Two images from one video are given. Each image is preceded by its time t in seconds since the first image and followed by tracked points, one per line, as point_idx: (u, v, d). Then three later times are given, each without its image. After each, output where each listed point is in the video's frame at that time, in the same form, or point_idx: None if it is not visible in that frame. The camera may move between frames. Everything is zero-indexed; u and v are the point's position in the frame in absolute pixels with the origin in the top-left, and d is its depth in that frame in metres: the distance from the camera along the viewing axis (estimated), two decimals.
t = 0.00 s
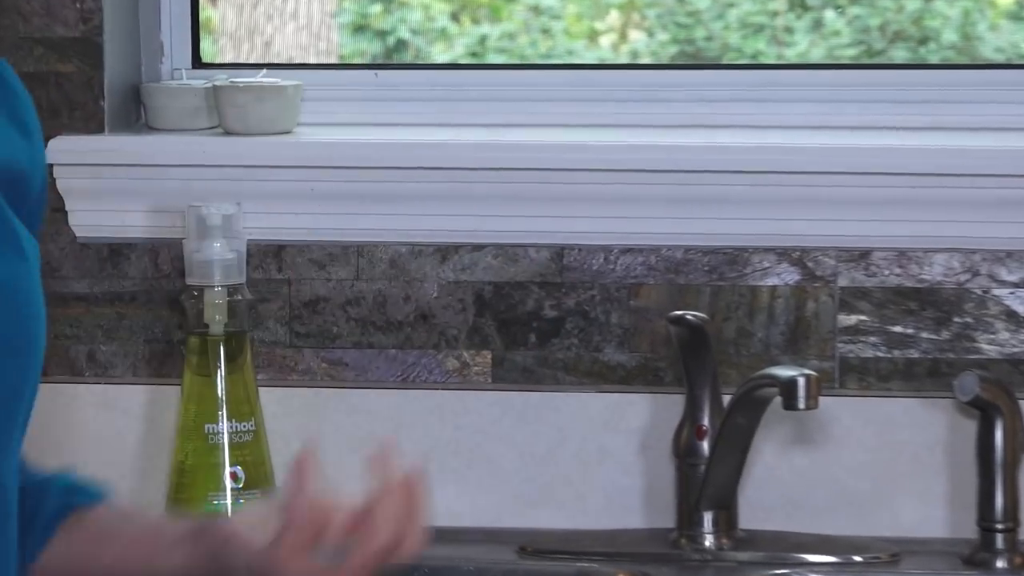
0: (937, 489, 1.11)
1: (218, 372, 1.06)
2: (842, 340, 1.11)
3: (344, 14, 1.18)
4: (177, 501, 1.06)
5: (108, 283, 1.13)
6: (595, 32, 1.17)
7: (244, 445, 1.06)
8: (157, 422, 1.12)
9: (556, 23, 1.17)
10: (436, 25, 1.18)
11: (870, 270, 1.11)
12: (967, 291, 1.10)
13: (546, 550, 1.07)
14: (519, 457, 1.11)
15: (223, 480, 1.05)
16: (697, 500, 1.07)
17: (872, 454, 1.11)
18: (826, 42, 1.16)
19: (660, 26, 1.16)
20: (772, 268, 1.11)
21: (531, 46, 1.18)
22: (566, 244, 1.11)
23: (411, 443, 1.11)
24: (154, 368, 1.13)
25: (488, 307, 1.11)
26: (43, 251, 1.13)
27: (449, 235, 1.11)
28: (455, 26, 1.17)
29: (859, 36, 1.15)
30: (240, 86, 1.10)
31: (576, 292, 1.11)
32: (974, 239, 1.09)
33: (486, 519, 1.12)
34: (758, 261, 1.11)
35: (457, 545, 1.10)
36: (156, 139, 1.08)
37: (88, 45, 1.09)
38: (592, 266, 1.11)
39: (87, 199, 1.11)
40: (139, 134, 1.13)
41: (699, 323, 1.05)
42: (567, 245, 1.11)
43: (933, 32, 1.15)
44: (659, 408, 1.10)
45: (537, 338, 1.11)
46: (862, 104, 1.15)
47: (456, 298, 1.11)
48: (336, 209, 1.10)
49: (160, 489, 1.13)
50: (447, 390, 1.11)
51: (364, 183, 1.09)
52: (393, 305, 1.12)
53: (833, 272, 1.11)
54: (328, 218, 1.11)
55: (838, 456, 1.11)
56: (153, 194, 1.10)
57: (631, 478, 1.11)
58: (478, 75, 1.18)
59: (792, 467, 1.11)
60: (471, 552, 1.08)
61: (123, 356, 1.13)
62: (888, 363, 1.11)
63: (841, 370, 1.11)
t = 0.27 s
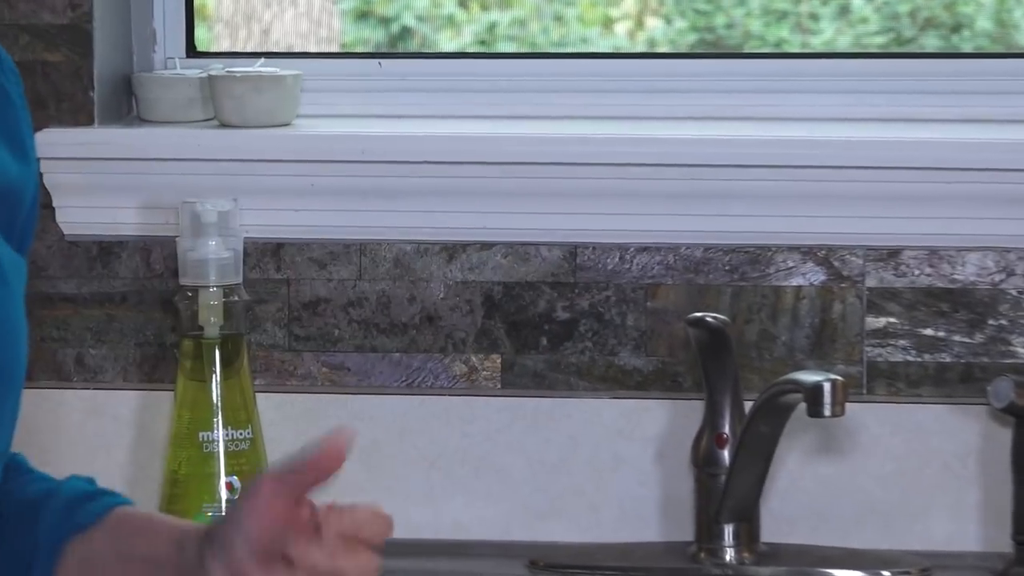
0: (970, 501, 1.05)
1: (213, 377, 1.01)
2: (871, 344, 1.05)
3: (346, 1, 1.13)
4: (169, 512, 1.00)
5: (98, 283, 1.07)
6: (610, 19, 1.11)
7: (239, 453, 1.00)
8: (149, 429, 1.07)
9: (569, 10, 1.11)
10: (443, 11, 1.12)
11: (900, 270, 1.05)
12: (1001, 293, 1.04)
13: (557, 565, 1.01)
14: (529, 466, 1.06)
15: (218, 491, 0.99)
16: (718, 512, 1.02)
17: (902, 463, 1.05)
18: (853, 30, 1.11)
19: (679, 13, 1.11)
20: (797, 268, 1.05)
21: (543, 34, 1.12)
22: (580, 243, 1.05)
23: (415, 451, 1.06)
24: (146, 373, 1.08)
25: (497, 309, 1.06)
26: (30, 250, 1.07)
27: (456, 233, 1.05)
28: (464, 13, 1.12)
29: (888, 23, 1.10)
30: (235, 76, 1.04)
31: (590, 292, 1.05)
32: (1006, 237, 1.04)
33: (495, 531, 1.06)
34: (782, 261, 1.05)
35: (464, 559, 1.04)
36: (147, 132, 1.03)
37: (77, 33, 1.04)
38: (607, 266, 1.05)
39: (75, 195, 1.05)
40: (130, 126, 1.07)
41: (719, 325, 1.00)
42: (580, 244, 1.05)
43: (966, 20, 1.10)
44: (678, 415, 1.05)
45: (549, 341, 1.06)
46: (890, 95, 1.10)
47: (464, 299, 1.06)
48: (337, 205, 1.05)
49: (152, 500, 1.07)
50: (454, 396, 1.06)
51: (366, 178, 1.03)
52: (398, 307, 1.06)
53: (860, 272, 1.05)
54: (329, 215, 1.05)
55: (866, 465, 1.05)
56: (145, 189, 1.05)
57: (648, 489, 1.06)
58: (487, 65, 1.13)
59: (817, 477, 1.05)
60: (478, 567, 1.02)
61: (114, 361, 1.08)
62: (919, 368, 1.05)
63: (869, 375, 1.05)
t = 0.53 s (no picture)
0: (1006, 512, 1.00)
1: (209, 382, 0.95)
2: (901, 347, 1.00)
3: None
4: (163, 524, 0.95)
5: (87, 283, 1.02)
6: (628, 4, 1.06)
7: (237, 462, 0.95)
8: (140, 436, 1.01)
9: None
10: None
11: (931, 269, 1.00)
12: None
13: None
14: (542, 476, 1.00)
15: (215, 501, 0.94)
16: (740, 524, 0.96)
17: (934, 472, 0.99)
18: (882, 16, 1.06)
19: None
20: (823, 267, 1.00)
21: (557, 20, 1.07)
22: (595, 240, 1.00)
23: (422, 460, 1.01)
24: (138, 377, 1.03)
25: (508, 310, 1.01)
26: (15, 248, 1.02)
27: (463, 229, 1.00)
28: None
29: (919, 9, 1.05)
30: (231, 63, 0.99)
31: (606, 293, 1.00)
32: None
33: (506, 544, 1.01)
34: (808, 259, 1.00)
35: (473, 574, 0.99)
36: (139, 123, 0.98)
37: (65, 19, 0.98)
38: (623, 265, 1.00)
39: (62, 190, 1.00)
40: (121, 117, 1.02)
41: (740, 327, 0.94)
42: (595, 242, 1.00)
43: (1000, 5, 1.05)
44: (697, 422, 0.99)
45: (564, 344, 1.01)
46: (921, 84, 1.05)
47: (473, 300, 1.01)
48: (339, 201, 0.99)
49: (144, 511, 1.02)
50: (463, 402, 1.00)
51: (370, 173, 0.98)
52: (403, 308, 1.01)
53: (890, 271, 1.00)
54: (332, 211, 1.00)
55: (896, 475, 1.00)
56: (136, 184, 1.00)
57: (667, 499, 1.00)
58: (497, 53, 1.07)
59: (845, 488, 1.00)
60: None
61: (104, 363, 1.03)
62: (952, 372, 1.00)
63: (900, 381, 1.00)
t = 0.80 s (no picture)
0: None
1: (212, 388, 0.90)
2: (943, 351, 0.95)
3: None
4: (163, 538, 0.89)
5: (84, 284, 0.97)
6: None
7: (241, 473, 0.90)
8: (140, 445, 0.96)
9: None
10: None
11: (974, 269, 0.94)
12: None
13: None
14: (564, 488, 0.95)
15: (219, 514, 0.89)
16: (773, 538, 0.91)
17: (977, 483, 0.94)
18: (923, 4, 1.02)
19: None
20: (859, 267, 0.94)
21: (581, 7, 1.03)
22: (619, 239, 0.95)
23: (437, 470, 0.95)
24: (137, 383, 0.97)
25: (527, 312, 0.95)
26: (8, 247, 0.97)
27: (480, 229, 0.95)
28: None
29: None
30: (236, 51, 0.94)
31: (630, 294, 0.95)
32: None
33: (525, 559, 0.96)
34: (843, 259, 0.94)
35: None
36: (140, 115, 0.92)
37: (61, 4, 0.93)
38: (649, 265, 0.95)
39: (57, 185, 0.95)
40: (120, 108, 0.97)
41: (772, 329, 0.88)
42: (620, 241, 0.95)
43: None
44: (726, 430, 0.94)
45: (586, 348, 0.95)
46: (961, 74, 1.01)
47: (490, 301, 0.95)
48: (349, 197, 0.94)
49: (143, 524, 0.97)
50: (480, 409, 0.95)
51: (382, 167, 0.93)
52: (416, 310, 0.96)
53: (931, 272, 0.94)
54: (341, 209, 0.95)
55: (937, 486, 0.95)
56: (135, 178, 0.94)
57: (695, 512, 0.95)
58: (516, 41, 1.03)
59: (882, 499, 0.95)
60: None
61: (101, 368, 0.97)
62: (996, 379, 0.95)
63: (941, 387, 0.95)
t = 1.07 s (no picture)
0: None
1: (209, 394, 0.85)
2: (980, 355, 0.90)
3: None
4: (157, 552, 0.84)
5: (74, 283, 0.92)
6: None
7: (239, 483, 0.84)
8: (133, 454, 0.91)
9: None
10: None
11: (1014, 269, 0.89)
12: None
13: None
14: (580, 499, 0.90)
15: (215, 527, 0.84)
16: (800, 552, 0.86)
17: (1016, 495, 0.89)
18: None
19: None
20: (892, 266, 0.89)
21: None
22: (638, 236, 0.90)
23: (446, 481, 0.90)
24: (130, 389, 0.92)
25: (541, 314, 0.90)
26: None
27: (490, 228, 0.90)
28: None
29: None
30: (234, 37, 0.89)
31: (651, 295, 0.90)
32: None
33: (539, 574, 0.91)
34: (875, 258, 0.89)
35: None
36: (133, 105, 0.87)
37: None
38: (670, 264, 0.90)
39: (46, 179, 0.90)
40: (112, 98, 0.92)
41: (803, 333, 0.83)
42: (639, 239, 0.90)
43: None
44: (752, 438, 0.89)
45: (604, 351, 0.90)
46: (998, 63, 0.96)
47: (503, 302, 0.90)
48: (353, 193, 0.89)
49: (137, 537, 0.92)
50: (491, 416, 0.90)
51: (390, 159, 0.88)
52: (425, 311, 0.91)
53: (967, 271, 0.89)
54: (344, 205, 0.90)
55: (974, 498, 0.90)
56: (128, 172, 0.89)
57: (718, 525, 0.90)
58: (530, 27, 0.98)
59: (915, 512, 0.90)
60: None
61: (93, 373, 0.92)
62: None
63: (978, 393, 0.90)
